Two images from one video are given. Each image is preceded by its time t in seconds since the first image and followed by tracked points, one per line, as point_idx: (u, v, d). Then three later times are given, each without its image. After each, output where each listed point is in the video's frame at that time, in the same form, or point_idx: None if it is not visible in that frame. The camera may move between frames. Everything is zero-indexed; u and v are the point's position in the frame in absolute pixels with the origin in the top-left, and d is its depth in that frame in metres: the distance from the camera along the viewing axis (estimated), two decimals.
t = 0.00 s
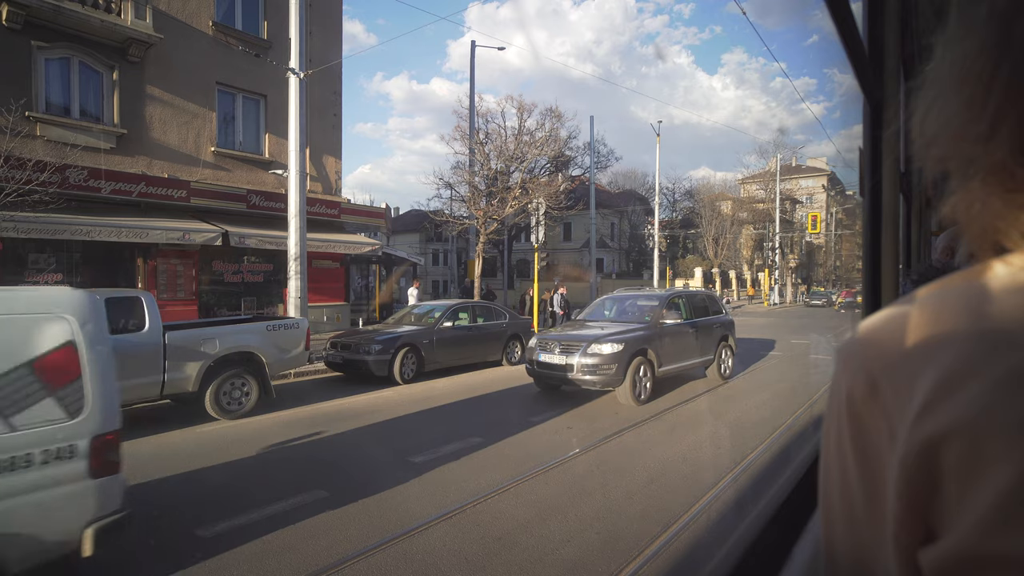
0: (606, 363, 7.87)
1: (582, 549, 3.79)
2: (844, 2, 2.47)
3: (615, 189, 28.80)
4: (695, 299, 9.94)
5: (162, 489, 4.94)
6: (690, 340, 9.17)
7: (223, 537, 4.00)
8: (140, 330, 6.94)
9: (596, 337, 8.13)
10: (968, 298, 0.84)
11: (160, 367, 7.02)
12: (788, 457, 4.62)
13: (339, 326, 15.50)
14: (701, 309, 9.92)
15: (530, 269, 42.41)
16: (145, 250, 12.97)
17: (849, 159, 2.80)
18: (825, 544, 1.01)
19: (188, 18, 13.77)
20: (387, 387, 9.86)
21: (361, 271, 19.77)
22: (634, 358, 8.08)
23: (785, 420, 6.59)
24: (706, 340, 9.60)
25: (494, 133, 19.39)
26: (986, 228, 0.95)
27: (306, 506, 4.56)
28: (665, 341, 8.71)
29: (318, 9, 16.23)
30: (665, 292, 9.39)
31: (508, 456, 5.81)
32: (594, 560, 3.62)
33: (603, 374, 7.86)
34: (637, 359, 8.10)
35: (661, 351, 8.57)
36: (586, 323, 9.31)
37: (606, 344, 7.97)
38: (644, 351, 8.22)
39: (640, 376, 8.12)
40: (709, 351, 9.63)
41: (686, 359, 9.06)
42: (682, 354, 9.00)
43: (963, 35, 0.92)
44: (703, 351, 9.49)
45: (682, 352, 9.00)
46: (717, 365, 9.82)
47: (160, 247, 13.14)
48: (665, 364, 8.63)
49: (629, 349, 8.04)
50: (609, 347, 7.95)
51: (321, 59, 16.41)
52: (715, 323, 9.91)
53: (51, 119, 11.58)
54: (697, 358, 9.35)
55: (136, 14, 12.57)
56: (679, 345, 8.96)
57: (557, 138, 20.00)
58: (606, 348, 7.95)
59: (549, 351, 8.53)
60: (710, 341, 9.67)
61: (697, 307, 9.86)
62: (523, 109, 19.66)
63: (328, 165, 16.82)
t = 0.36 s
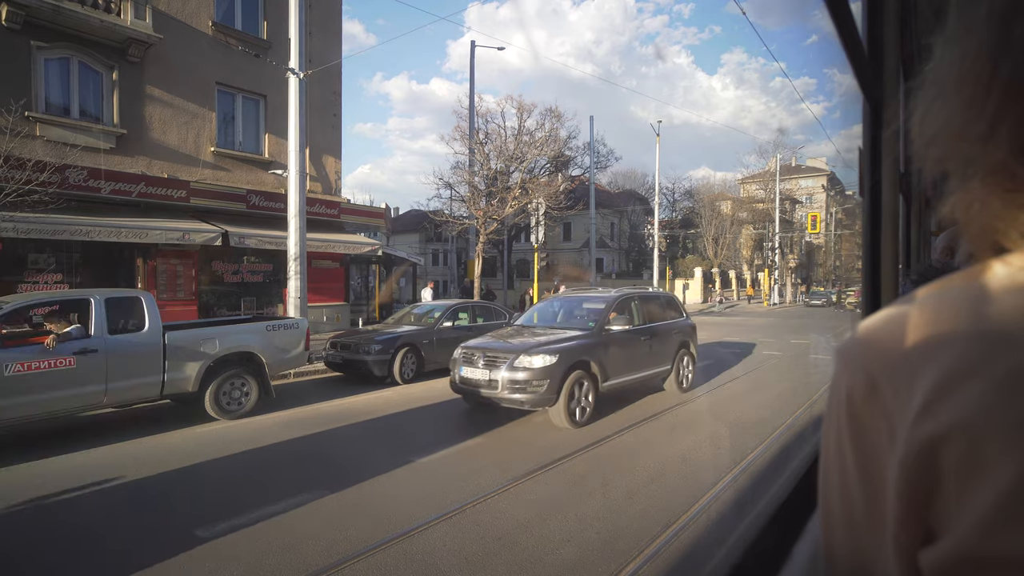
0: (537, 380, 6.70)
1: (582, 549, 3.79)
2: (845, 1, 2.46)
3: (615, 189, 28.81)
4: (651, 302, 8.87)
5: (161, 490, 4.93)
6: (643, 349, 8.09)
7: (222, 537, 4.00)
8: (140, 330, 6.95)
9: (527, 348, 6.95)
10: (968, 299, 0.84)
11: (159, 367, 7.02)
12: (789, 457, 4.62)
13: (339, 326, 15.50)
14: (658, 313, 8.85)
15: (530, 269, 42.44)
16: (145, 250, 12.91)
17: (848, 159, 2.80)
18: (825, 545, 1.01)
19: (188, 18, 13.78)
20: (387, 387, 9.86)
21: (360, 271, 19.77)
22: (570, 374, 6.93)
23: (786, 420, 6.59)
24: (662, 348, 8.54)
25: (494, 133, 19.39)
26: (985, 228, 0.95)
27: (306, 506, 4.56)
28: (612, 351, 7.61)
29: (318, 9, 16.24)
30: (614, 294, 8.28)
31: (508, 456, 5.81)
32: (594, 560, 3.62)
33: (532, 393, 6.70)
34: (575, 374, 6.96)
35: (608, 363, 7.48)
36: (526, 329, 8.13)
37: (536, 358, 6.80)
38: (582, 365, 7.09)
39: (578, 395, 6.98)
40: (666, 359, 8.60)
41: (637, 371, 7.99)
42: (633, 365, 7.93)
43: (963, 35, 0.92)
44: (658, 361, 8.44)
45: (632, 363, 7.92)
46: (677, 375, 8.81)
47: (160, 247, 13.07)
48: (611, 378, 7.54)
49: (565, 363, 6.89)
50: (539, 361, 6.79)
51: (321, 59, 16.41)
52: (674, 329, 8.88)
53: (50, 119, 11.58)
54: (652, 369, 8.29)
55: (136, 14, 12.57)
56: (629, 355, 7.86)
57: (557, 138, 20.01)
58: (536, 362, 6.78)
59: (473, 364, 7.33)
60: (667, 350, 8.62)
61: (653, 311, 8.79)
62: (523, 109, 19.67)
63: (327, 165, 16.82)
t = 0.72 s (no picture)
0: (430, 407, 5.41)
1: (582, 548, 3.79)
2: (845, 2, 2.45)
3: (615, 190, 28.83)
4: (589, 308, 7.69)
5: (161, 490, 4.93)
6: (575, 362, 6.92)
7: (222, 537, 4.00)
8: (140, 330, 6.96)
9: (422, 365, 5.66)
10: (966, 299, 0.84)
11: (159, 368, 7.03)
12: (788, 457, 4.62)
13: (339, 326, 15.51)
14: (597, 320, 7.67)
15: (530, 269, 42.45)
16: (145, 250, 12.92)
17: (848, 159, 2.80)
18: (824, 544, 1.01)
19: (188, 18, 13.78)
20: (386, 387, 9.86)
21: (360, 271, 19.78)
22: (473, 396, 5.67)
23: (786, 419, 6.59)
24: (600, 361, 7.36)
25: (494, 133, 19.39)
26: (984, 228, 0.95)
27: (305, 506, 4.56)
28: (533, 366, 6.39)
29: (318, 10, 16.24)
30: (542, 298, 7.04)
31: (508, 456, 5.81)
32: (594, 560, 3.62)
33: (423, 422, 5.40)
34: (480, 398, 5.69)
35: (529, 381, 6.26)
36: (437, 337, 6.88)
37: (430, 377, 5.50)
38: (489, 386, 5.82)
39: (485, 421, 5.73)
40: (606, 372, 7.47)
41: (568, 389, 6.82)
42: (562, 382, 6.75)
43: (963, 35, 0.92)
44: (596, 375, 7.29)
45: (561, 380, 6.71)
46: (620, 392, 7.68)
47: (160, 248, 13.08)
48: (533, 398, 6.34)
49: (468, 384, 5.62)
50: (434, 381, 5.49)
51: (321, 59, 16.41)
52: (616, 337, 7.73)
53: (50, 119, 11.58)
54: (586, 385, 7.11)
55: (135, 14, 12.56)
56: (556, 371, 6.65)
57: (557, 138, 20.01)
58: (430, 382, 5.49)
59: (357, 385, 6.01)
60: (605, 363, 7.44)
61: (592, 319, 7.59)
62: (523, 109, 19.67)
63: (327, 165, 16.81)
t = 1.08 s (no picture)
0: (243, 451, 4.08)
1: (582, 548, 3.79)
2: (845, 1, 2.45)
3: (615, 190, 28.82)
4: (503, 314, 6.30)
5: (162, 490, 4.94)
6: (473, 383, 5.56)
7: (222, 537, 4.00)
8: (140, 330, 6.98)
9: (239, 393, 4.31)
10: (966, 299, 0.84)
11: (159, 368, 7.05)
12: (788, 457, 4.63)
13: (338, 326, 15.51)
14: (511, 328, 6.28)
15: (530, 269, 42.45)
16: (145, 250, 12.95)
17: (847, 159, 2.80)
18: (824, 545, 1.01)
19: (188, 18, 13.79)
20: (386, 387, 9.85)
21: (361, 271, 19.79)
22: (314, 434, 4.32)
23: (786, 419, 6.59)
24: (511, 381, 6.00)
25: (494, 133, 19.39)
26: (984, 228, 0.96)
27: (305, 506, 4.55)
28: (411, 389, 5.03)
29: (318, 10, 16.25)
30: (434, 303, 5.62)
31: (508, 456, 5.81)
32: (594, 560, 3.63)
33: (237, 471, 4.06)
34: (319, 439, 4.31)
35: (401, 410, 4.88)
36: (304, 348, 5.54)
37: (251, 412, 4.15)
38: (337, 420, 4.47)
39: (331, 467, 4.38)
40: (521, 394, 6.12)
41: (463, 417, 5.46)
42: (453, 408, 5.35)
43: (963, 35, 0.92)
44: (505, 398, 5.93)
45: (451, 406, 5.33)
46: (542, 416, 6.36)
47: (160, 248, 13.10)
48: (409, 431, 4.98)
49: (300, 419, 4.25)
50: (255, 417, 4.15)
51: (321, 59, 16.41)
52: (537, 349, 6.38)
53: (50, 119, 11.57)
54: (490, 412, 5.74)
55: (135, 14, 12.56)
56: (445, 395, 5.28)
57: (556, 138, 20.01)
58: (250, 418, 4.14)
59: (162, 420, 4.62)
60: (518, 383, 6.07)
61: (503, 328, 6.19)
62: (523, 108, 19.67)
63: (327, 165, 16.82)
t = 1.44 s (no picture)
0: None
1: (581, 549, 3.79)
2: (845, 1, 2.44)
3: (615, 189, 28.84)
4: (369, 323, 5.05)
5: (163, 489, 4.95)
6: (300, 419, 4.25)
7: (222, 536, 4.00)
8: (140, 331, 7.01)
9: None
10: (966, 300, 0.84)
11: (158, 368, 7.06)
12: (788, 457, 4.63)
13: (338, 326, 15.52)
14: (375, 342, 5.02)
15: (529, 269, 42.48)
16: (145, 251, 13.06)
17: (847, 159, 2.80)
18: (823, 545, 1.01)
19: (187, 18, 13.79)
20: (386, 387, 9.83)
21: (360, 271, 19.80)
22: None
23: (785, 420, 6.59)
24: (371, 409, 4.74)
25: (493, 133, 19.39)
26: (983, 229, 0.95)
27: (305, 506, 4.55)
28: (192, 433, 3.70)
29: (318, 10, 16.25)
30: (260, 310, 4.36)
31: (509, 456, 5.82)
32: (594, 560, 3.63)
33: None
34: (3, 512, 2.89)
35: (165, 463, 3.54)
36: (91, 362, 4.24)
37: None
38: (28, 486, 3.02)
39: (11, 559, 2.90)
40: (381, 427, 4.82)
41: (288, 463, 4.17)
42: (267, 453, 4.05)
43: (961, 36, 0.92)
44: (362, 431, 4.67)
45: (262, 450, 4.03)
46: (415, 454, 5.06)
47: (160, 248, 13.19)
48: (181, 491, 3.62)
49: None
50: None
51: (320, 59, 16.41)
52: (410, 370, 5.11)
53: (50, 119, 11.56)
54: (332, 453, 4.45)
55: (135, 14, 12.56)
56: (255, 435, 3.99)
57: (556, 138, 20.02)
58: None
59: None
60: (381, 411, 4.81)
61: (363, 342, 4.92)
62: (523, 108, 19.67)
63: (327, 165, 16.82)
